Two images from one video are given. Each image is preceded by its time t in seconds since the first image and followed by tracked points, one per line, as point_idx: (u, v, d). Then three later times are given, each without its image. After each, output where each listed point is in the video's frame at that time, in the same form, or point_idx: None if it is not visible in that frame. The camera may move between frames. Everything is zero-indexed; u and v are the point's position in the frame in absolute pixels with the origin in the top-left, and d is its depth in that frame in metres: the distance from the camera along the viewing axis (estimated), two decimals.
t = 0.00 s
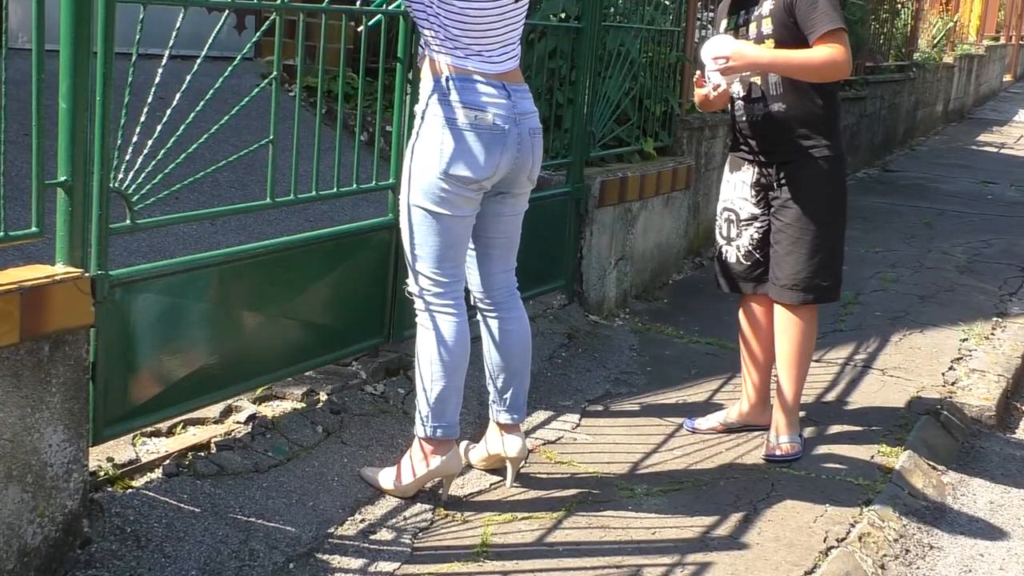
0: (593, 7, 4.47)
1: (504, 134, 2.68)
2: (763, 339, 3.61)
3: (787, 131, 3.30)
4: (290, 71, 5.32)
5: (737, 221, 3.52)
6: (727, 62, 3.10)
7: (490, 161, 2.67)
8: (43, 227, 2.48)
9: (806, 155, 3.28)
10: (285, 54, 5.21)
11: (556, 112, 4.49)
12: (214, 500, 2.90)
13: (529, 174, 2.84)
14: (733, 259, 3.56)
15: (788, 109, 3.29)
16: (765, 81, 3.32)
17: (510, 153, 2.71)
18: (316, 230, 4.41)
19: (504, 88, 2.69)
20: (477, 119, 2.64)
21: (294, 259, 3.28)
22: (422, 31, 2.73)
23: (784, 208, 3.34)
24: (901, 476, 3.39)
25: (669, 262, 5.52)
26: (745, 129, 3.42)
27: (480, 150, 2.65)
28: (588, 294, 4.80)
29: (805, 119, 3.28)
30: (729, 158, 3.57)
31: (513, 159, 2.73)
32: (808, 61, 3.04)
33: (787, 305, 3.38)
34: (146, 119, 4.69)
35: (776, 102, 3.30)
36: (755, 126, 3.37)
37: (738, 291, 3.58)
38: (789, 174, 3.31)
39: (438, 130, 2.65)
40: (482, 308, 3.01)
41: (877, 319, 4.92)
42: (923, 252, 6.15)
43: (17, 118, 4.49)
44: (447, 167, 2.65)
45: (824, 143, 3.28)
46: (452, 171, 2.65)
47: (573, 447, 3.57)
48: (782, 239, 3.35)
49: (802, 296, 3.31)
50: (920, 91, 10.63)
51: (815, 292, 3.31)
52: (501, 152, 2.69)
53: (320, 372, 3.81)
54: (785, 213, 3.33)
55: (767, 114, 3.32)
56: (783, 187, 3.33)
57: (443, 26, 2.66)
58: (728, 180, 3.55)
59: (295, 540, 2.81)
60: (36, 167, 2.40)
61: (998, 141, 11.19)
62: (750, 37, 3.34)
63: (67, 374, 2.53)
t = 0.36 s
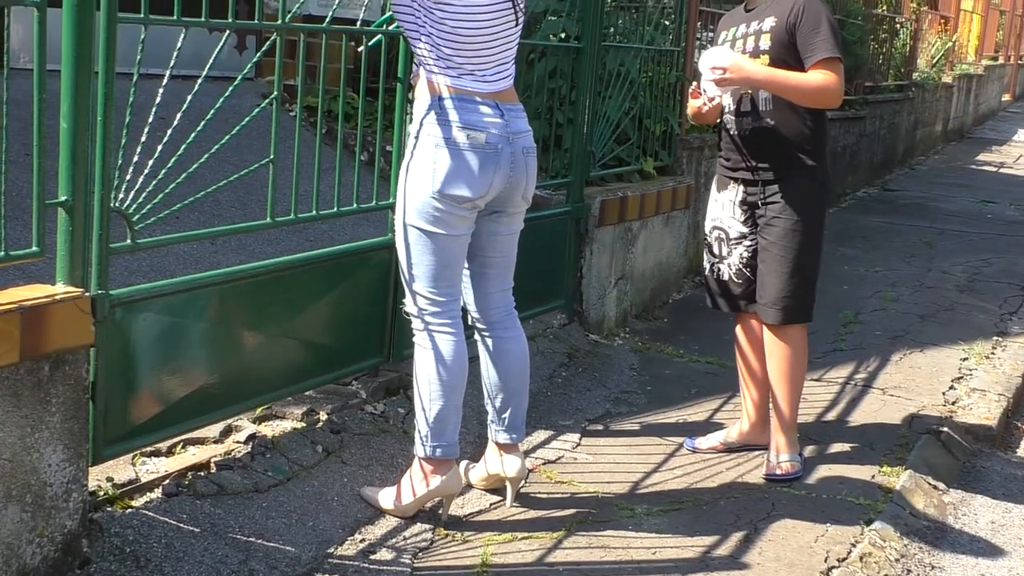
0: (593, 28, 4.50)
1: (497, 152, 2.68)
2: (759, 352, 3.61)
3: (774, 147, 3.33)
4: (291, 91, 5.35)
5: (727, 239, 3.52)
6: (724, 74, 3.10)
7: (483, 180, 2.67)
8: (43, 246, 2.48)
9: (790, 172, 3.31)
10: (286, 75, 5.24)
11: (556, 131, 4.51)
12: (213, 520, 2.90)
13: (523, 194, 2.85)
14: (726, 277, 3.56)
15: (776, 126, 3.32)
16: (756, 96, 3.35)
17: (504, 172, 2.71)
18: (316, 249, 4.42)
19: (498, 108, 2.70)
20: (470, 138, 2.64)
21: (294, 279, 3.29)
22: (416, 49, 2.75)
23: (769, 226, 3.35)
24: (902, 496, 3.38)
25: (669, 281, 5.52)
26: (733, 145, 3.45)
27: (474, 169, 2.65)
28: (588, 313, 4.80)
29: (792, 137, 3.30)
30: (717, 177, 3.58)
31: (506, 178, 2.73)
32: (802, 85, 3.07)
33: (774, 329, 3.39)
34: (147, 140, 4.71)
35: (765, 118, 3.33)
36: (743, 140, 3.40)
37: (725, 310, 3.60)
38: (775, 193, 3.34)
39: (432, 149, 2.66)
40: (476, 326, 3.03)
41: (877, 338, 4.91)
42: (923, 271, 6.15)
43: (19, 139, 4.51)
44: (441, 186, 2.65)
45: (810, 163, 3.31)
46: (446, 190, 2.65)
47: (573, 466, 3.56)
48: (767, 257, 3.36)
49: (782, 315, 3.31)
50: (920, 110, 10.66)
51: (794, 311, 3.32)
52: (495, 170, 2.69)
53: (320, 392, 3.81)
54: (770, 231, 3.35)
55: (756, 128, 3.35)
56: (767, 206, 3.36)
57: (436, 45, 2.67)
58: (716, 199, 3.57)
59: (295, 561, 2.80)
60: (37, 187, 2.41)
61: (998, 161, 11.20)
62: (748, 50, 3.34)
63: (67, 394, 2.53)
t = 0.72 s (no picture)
0: (592, 49, 4.52)
1: (486, 171, 2.69)
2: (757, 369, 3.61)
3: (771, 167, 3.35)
4: (292, 112, 5.37)
5: (725, 260, 3.53)
6: (744, 115, 3.11)
7: (472, 199, 2.69)
8: (44, 267, 2.49)
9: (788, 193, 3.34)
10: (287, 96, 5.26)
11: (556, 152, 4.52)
12: (213, 541, 2.89)
13: (515, 213, 2.87)
14: (724, 297, 3.56)
15: (775, 146, 3.34)
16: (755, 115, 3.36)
17: (493, 190, 2.73)
18: (316, 269, 4.42)
19: (486, 127, 2.71)
20: (456, 159, 2.65)
21: (294, 299, 3.29)
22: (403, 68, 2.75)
23: (769, 246, 3.37)
24: (902, 517, 3.37)
25: (668, 301, 5.52)
26: (730, 162, 3.45)
27: (462, 189, 2.67)
28: (588, 334, 4.80)
29: (790, 158, 3.33)
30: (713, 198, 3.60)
31: (496, 197, 2.75)
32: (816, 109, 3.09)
33: (773, 348, 3.38)
34: (148, 160, 4.73)
35: (763, 138, 3.35)
36: (740, 159, 3.41)
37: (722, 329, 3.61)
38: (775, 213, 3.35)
39: (420, 170, 2.67)
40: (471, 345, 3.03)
41: (877, 359, 4.91)
42: (922, 292, 6.15)
43: (20, 160, 4.52)
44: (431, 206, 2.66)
45: (806, 184, 3.34)
46: (436, 210, 2.66)
47: (573, 487, 3.56)
48: (766, 277, 3.37)
49: (784, 335, 3.32)
50: (919, 131, 10.68)
51: (797, 332, 3.33)
52: (484, 189, 2.70)
53: (320, 413, 3.81)
54: (769, 251, 3.36)
55: (754, 148, 3.37)
56: (766, 226, 3.37)
57: (423, 67, 2.67)
58: (713, 220, 3.57)
59: None
60: (38, 208, 2.43)
61: (997, 181, 11.22)
62: (749, 69, 3.35)
63: (67, 414, 2.53)
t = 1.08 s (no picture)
0: (592, 71, 4.55)
1: (479, 194, 2.71)
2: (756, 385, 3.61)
3: (773, 190, 3.36)
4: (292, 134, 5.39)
5: (725, 281, 3.53)
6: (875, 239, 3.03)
7: (465, 221, 2.70)
8: (44, 288, 2.51)
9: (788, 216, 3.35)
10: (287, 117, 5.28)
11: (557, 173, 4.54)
12: (211, 563, 2.89)
13: (505, 234, 2.87)
14: (724, 318, 3.57)
15: (778, 169, 3.35)
16: (758, 138, 3.37)
17: (486, 213, 2.74)
18: (316, 291, 4.42)
19: (478, 149, 2.73)
20: (450, 182, 2.67)
21: (294, 321, 3.30)
22: (397, 88, 2.73)
23: (768, 267, 3.37)
24: (904, 538, 3.36)
25: (668, 322, 5.52)
26: (732, 183, 3.47)
27: (456, 212, 2.68)
28: (587, 355, 4.80)
29: (791, 182, 3.34)
30: (713, 219, 3.60)
31: (489, 220, 2.76)
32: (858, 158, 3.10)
33: (773, 370, 3.39)
34: (149, 183, 4.74)
35: (766, 161, 3.36)
36: (742, 182, 3.43)
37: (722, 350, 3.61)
38: (775, 235, 3.36)
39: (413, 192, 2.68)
40: (462, 365, 3.03)
41: (877, 380, 4.90)
42: (922, 313, 6.15)
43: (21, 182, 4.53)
44: (425, 229, 2.67)
45: (806, 207, 3.35)
46: (430, 233, 2.67)
47: (573, 509, 3.55)
48: (766, 299, 3.37)
49: (782, 356, 3.33)
50: (918, 152, 10.70)
51: (796, 353, 3.33)
52: (477, 212, 2.72)
53: (320, 434, 3.81)
54: (769, 272, 3.37)
55: (757, 171, 3.38)
56: (767, 247, 3.38)
57: (420, 91, 2.67)
58: (713, 241, 3.57)
59: None
60: (38, 229, 2.45)
61: (997, 203, 11.23)
62: (751, 92, 3.37)
63: (66, 436, 2.54)
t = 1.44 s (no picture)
0: (592, 93, 4.58)
1: (477, 217, 2.73)
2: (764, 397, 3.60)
3: (782, 213, 3.39)
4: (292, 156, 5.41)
5: (731, 301, 3.54)
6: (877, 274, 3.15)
7: (464, 244, 2.71)
8: (44, 310, 2.52)
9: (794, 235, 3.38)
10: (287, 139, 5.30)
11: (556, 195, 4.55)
12: None
13: (499, 256, 2.88)
14: (728, 338, 3.56)
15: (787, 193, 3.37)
16: (767, 161, 3.39)
17: (484, 236, 2.76)
18: (315, 311, 4.42)
19: (476, 172, 2.75)
20: (448, 204, 2.68)
21: (294, 342, 3.30)
22: (397, 107, 2.73)
23: (774, 286, 3.39)
24: (904, 560, 3.35)
25: (668, 343, 5.52)
26: (741, 208, 3.49)
27: (455, 234, 2.69)
28: (587, 376, 4.80)
29: (801, 204, 3.37)
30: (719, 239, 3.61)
31: (486, 242, 2.78)
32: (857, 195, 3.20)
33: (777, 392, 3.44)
34: (149, 204, 4.75)
35: (774, 186, 3.39)
36: (750, 205, 3.45)
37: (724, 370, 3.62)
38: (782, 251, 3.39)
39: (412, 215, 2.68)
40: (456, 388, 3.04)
41: (877, 401, 4.90)
42: (922, 334, 6.15)
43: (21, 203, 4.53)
44: (425, 252, 2.68)
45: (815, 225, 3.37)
46: (431, 255, 2.68)
47: (573, 530, 3.54)
48: (771, 318, 3.39)
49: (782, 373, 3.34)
50: (917, 174, 10.73)
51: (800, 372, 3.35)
52: (476, 235, 2.73)
53: (320, 455, 3.80)
54: (774, 291, 3.39)
55: (766, 196, 3.40)
56: (774, 264, 3.41)
57: (422, 111, 2.67)
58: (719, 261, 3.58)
59: None
60: (37, 250, 2.47)
61: (996, 224, 11.24)
62: (760, 116, 3.38)
63: (65, 458, 2.56)
